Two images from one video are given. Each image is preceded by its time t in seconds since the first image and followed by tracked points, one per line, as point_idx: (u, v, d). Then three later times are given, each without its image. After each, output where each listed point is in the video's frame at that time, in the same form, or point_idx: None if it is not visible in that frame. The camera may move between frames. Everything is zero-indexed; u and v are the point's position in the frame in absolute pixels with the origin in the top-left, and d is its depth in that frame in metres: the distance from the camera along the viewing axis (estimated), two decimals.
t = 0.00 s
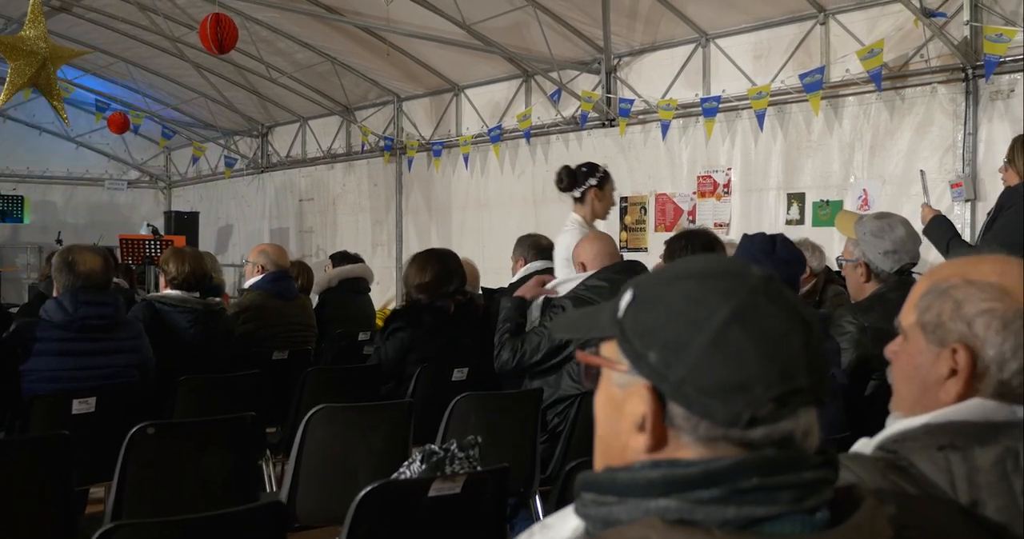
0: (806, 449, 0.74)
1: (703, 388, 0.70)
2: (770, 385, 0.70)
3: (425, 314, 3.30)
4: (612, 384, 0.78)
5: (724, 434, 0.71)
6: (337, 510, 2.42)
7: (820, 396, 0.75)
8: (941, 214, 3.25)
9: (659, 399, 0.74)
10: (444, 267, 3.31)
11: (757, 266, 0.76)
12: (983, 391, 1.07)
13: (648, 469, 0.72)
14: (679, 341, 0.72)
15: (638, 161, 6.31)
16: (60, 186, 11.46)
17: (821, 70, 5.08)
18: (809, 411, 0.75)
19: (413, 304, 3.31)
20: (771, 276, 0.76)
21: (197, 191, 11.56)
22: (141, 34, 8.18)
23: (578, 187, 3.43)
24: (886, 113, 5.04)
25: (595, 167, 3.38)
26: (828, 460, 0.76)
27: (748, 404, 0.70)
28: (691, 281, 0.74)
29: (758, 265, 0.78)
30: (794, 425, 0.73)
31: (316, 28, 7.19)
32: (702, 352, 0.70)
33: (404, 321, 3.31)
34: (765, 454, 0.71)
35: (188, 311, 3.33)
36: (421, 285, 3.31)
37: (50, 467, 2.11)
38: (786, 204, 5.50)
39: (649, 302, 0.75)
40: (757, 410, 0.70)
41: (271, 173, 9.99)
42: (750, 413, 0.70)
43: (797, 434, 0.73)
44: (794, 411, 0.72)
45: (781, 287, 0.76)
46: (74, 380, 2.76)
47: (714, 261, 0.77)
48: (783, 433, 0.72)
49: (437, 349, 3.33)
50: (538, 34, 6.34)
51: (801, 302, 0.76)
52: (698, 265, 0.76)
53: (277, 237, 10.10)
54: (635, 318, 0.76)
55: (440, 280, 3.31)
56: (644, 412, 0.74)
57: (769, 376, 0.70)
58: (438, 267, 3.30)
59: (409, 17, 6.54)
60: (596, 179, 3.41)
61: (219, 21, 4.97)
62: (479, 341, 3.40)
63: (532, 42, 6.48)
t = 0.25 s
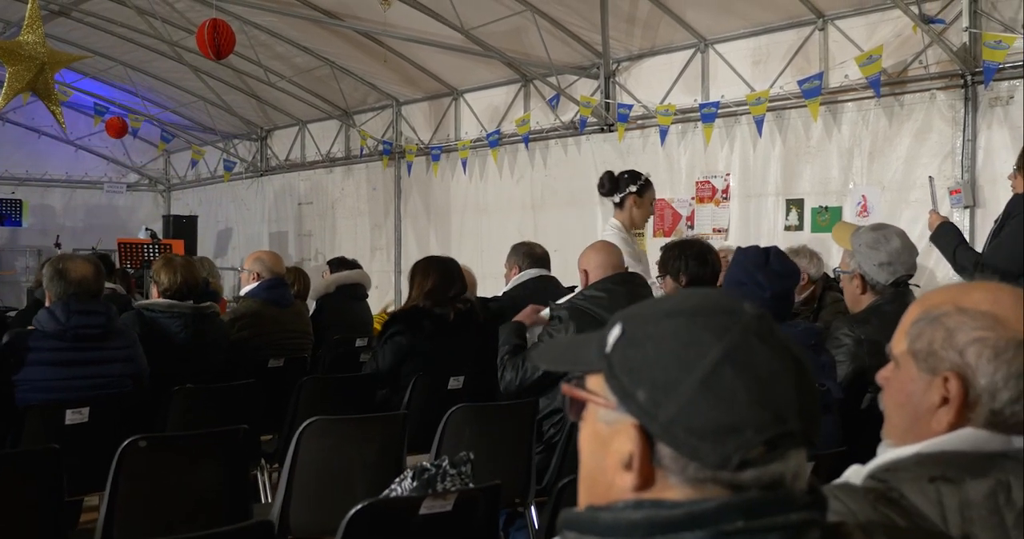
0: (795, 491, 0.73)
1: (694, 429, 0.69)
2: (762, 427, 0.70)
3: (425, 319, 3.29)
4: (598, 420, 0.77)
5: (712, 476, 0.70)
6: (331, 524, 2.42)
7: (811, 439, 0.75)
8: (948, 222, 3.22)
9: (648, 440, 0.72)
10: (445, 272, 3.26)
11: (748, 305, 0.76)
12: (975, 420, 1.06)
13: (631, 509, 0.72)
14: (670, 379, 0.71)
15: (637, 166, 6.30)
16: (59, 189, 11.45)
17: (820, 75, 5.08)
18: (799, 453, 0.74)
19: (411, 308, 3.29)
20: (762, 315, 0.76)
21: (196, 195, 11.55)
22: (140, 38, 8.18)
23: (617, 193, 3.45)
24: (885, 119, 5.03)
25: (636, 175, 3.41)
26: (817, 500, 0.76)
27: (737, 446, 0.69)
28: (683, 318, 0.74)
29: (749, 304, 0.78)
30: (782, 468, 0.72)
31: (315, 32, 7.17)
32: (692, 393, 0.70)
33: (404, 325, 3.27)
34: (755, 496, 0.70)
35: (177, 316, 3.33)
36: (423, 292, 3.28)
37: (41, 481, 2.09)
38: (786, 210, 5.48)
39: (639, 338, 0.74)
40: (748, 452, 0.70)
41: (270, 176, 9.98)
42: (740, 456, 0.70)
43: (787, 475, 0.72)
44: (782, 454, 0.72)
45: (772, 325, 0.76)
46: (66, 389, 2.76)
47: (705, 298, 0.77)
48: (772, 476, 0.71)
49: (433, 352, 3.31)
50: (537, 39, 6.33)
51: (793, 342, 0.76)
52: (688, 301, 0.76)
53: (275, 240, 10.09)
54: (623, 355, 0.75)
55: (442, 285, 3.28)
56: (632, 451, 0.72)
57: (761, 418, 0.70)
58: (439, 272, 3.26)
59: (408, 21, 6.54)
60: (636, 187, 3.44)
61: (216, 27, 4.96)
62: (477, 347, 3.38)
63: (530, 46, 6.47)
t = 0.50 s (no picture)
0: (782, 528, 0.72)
1: (681, 468, 0.68)
2: (751, 467, 0.68)
3: (424, 327, 3.28)
4: (583, 453, 0.75)
5: (699, 516, 0.68)
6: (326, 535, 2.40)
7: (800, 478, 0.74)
8: (952, 228, 3.20)
9: (632, 476, 0.70)
10: (438, 277, 3.35)
11: (737, 339, 0.74)
12: (970, 446, 1.04)
13: None
14: (656, 415, 0.69)
15: (636, 171, 6.28)
16: (58, 195, 11.44)
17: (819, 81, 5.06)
18: (789, 492, 0.73)
19: (414, 315, 3.29)
20: (753, 349, 0.74)
21: (195, 200, 11.54)
22: (139, 44, 8.17)
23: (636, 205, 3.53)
24: (883, 124, 5.00)
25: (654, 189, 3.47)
26: None
27: (726, 487, 0.68)
28: (670, 352, 0.71)
29: (739, 337, 0.76)
30: (771, 508, 0.71)
31: (314, 38, 7.16)
32: (680, 429, 0.68)
33: (404, 331, 3.27)
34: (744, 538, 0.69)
35: (175, 330, 3.33)
36: (418, 297, 3.34)
37: (31, 496, 2.07)
38: (784, 215, 5.46)
39: (626, 372, 0.72)
40: (736, 492, 0.68)
41: (269, 182, 9.98)
42: (728, 496, 0.68)
43: (776, 515, 0.71)
44: (772, 494, 0.70)
45: (763, 360, 0.74)
46: (58, 401, 2.74)
47: (694, 331, 0.75)
48: (759, 517, 0.70)
49: (432, 359, 3.30)
50: (535, 43, 6.31)
51: (784, 377, 0.75)
52: (676, 333, 0.74)
53: (274, 246, 10.08)
54: (609, 388, 0.72)
55: (436, 291, 3.35)
56: (618, 487, 0.70)
57: (751, 457, 0.68)
58: (433, 277, 3.35)
59: (407, 27, 6.53)
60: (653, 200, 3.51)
61: (213, 34, 4.94)
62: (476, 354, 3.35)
63: (528, 51, 6.46)
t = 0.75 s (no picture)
0: None
1: (649, 512, 0.65)
2: (723, 513, 0.65)
3: (418, 337, 3.26)
4: (550, 494, 0.73)
5: None
6: None
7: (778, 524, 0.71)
8: (952, 240, 3.16)
9: (597, 519, 0.68)
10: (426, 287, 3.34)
11: (713, 377, 0.71)
12: (957, 481, 0.94)
13: None
14: (624, 458, 0.66)
15: (632, 178, 6.25)
16: (54, 200, 11.40)
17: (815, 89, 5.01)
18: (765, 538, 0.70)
19: (407, 324, 3.27)
20: (729, 389, 0.71)
21: (191, 206, 11.51)
22: (136, 50, 8.14)
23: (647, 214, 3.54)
24: (881, 132, 4.97)
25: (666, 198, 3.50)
26: None
27: (696, 535, 0.65)
28: (643, 390, 0.68)
29: (716, 375, 0.73)
30: None
31: (310, 44, 7.13)
32: (648, 474, 0.65)
33: (396, 340, 3.25)
34: None
35: (165, 340, 3.28)
36: (407, 306, 3.33)
37: (10, 513, 2.04)
38: (781, 223, 5.43)
39: (595, 410, 0.69)
40: None
41: (266, 188, 9.95)
42: None
43: None
44: None
45: (739, 401, 0.72)
46: (43, 414, 2.70)
47: (669, 367, 0.72)
48: None
49: (427, 369, 3.26)
50: (532, 51, 6.29)
51: (763, 420, 0.72)
52: (649, 370, 0.71)
53: (271, 252, 10.04)
54: (577, 427, 0.69)
55: (425, 300, 3.35)
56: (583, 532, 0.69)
57: (723, 502, 0.65)
58: (420, 289, 3.35)
59: (403, 33, 6.50)
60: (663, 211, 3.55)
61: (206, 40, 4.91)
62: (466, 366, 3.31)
63: (525, 58, 6.43)
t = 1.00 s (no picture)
0: None
1: None
2: None
3: (407, 343, 3.20)
4: (506, 526, 0.72)
5: None
6: None
7: None
8: (950, 250, 3.12)
9: None
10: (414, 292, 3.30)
11: (675, 409, 0.72)
12: (939, 508, 0.90)
13: None
14: (582, 494, 0.66)
15: (628, 182, 6.21)
16: (50, 202, 11.37)
17: (812, 93, 4.99)
18: None
19: (395, 330, 3.21)
20: (692, 421, 0.72)
21: (187, 208, 11.48)
22: (131, 52, 8.11)
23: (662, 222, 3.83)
24: (877, 137, 4.94)
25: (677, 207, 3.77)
26: None
27: None
28: (603, 423, 0.69)
29: (679, 404, 0.74)
30: None
31: (306, 46, 7.09)
32: (608, 512, 0.65)
33: (385, 344, 3.17)
34: None
35: (149, 344, 3.24)
36: (395, 313, 3.29)
37: None
38: (777, 228, 5.39)
39: (553, 442, 0.69)
40: None
41: (262, 190, 9.92)
42: None
43: None
44: None
45: (704, 433, 0.73)
46: (25, 423, 2.66)
47: (630, 399, 0.72)
48: None
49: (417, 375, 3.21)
50: (527, 53, 6.26)
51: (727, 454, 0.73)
52: (611, 403, 0.71)
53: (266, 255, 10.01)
54: (536, 459, 0.69)
55: (412, 305, 3.30)
56: None
57: None
58: (408, 295, 3.30)
59: (398, 36, 6.48)
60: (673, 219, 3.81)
61: (198, 42, 4.88)
62: (453, 373, 3.27)
63: (520, 61, 6.40)
